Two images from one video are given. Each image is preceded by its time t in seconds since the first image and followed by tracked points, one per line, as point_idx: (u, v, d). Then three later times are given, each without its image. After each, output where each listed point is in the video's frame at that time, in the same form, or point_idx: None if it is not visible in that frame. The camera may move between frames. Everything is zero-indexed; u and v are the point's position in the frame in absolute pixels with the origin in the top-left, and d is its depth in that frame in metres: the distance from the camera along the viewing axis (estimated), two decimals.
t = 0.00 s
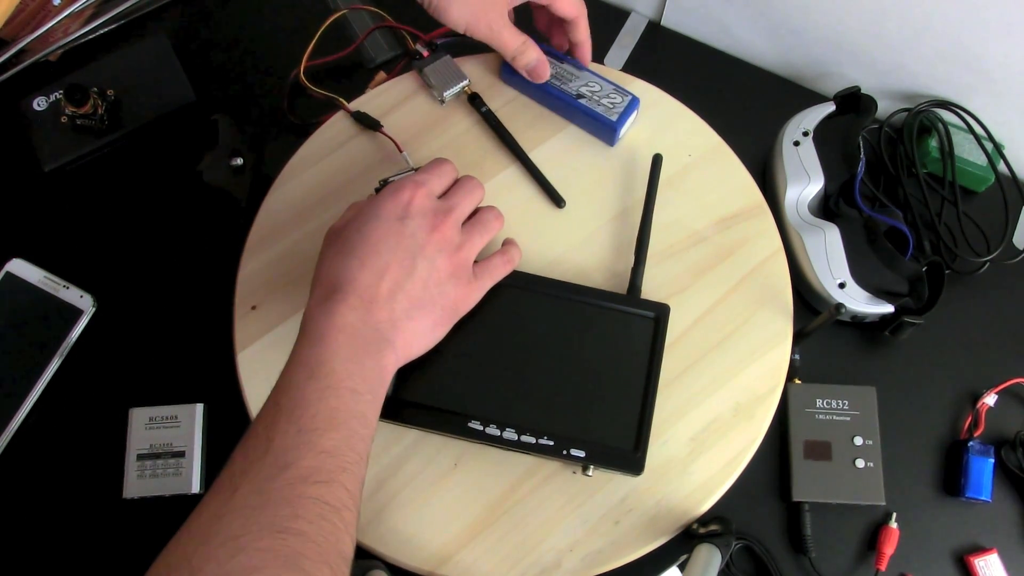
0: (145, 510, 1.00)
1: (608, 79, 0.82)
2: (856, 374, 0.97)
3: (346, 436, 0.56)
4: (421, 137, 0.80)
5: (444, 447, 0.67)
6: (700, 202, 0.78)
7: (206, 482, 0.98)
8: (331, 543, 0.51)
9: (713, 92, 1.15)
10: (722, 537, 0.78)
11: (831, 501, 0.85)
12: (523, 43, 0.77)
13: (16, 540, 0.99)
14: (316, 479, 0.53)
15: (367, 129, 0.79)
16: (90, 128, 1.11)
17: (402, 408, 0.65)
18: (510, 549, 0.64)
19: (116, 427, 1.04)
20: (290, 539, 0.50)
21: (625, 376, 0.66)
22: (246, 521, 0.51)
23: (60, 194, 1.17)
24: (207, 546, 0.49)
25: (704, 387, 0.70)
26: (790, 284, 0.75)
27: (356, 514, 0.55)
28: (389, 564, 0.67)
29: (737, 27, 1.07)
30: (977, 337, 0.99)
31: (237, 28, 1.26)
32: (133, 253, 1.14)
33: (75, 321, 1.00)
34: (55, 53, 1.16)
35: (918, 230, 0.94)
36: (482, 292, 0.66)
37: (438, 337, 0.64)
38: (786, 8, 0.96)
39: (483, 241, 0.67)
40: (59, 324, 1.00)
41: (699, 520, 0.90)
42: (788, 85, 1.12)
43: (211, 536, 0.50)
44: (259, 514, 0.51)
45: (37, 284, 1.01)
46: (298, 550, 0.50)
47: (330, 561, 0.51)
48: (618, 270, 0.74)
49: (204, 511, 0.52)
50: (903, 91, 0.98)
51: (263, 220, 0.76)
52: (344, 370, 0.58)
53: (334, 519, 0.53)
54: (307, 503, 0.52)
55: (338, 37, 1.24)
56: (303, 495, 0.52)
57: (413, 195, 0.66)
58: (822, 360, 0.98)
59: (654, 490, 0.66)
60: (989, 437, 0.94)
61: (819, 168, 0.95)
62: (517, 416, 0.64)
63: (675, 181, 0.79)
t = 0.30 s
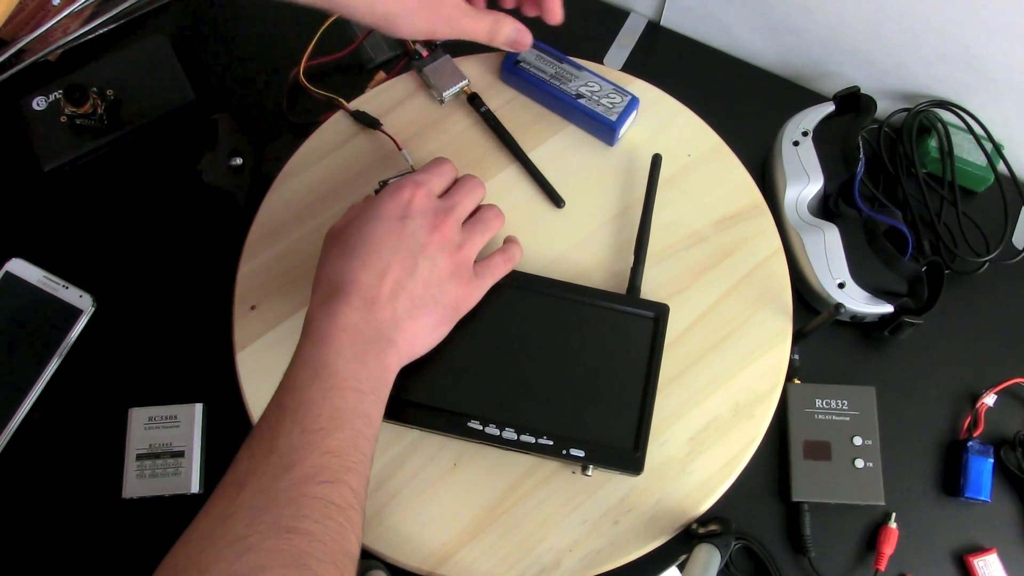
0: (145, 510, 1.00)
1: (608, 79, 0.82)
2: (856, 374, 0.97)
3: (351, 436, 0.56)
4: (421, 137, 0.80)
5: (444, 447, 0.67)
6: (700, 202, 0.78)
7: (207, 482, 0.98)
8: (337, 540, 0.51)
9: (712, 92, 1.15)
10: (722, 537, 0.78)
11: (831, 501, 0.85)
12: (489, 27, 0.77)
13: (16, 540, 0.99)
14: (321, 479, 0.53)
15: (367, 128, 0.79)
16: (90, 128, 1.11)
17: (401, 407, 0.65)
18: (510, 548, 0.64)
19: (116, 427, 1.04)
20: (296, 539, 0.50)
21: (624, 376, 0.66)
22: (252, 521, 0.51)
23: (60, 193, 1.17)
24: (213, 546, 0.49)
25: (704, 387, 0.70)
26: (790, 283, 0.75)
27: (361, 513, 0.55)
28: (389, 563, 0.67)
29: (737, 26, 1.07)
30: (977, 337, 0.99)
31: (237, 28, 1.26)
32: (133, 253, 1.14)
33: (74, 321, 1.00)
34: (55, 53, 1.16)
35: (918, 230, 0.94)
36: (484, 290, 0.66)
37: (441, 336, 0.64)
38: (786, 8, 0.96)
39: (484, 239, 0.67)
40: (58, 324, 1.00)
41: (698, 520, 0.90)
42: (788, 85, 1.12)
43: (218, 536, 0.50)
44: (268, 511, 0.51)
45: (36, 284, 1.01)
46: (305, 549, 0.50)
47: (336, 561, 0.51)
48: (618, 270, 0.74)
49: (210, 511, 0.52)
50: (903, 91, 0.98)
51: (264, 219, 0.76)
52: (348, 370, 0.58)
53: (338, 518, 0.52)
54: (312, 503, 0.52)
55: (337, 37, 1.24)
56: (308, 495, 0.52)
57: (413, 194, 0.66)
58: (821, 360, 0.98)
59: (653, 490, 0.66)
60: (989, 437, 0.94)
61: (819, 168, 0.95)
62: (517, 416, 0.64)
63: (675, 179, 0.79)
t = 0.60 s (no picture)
0: (145, 510, 1.00)
1: (608, 80, 0.82)
2: (855, 374, 0.97)
3: (363, 439, 0.56)
4: (421, 138, 0.80)
5: (444, 448, 0.67)
6: (700, 203, 0.78)
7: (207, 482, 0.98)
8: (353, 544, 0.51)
9: (712, 92, 1.15)
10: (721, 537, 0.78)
11: (831, 500, 0.85)
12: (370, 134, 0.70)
13: (15, 540, 0.99)
14: (334, 483, 0.53)
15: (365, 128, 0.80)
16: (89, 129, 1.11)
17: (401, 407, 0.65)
18: (511, 548, 0.64)
19: (116, 426, 1.04)
20: (310, 544, 0.50)
21: (624, 376, 0.66)
22: (267, 526, 0.50)
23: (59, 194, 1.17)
24: (226, 550, 0.49)
25: (704, 387, 0.70)
26: (790, 283, 0.75)
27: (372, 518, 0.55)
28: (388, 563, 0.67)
29: (736, 27, 1.07)
30: (977, 337, 0.99)
31: (236, 29, 1.26)
32: (132, 252, 1.14)
33: (75, 321, 1.00)
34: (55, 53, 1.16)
35: (918, 230, 0.93)
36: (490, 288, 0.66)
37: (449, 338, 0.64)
38: (786, 8, 0.96)
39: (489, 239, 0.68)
40: (58, 323, 1.00)
41: (698, 520, 0.90)
42: (788, 85, 1.12)
43: (234, 541, 0.50)
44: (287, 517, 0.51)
45: (36, 284, 1.01)
46: (320, 553, 0.50)
47: (349, 564, 0.51)
48: (618, 270, 0.74)
49: (221, 516, 0.51)
50: (903, 91, 0.98)
51: (264, 219, 0.76)
52: (357, 372, 0.58)
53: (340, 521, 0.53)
54: (326, 506, 0.52)
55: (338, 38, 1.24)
56: (319, 498, 0.52)
57: (416, 197, 0.67)
58: (821, 360, 0.98)
59: (653, 490, 0.66)
60: (989, 437, 0.94)
61: (819, 168, 0.95)
62: (517, 416, 0.64)
63: (675, 179, 0.79)
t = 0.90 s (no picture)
0: (145, 510, 1.00)
1: (608, 79, 0.82)
2: (855, 374, 0.97)
3: (353, 441, 0.56)
4: (421, 138, 0.80)
5: (444, 448, 0.67)
6: (699, 204, 0.78)
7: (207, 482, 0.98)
8: (345, 547, 0.52)
9: (713, 92, 1.15)
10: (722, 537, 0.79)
11: (831, 500, 0.85)
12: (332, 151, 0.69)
13: (16, 540, 0.99)
14: (327, 485, 0.53)
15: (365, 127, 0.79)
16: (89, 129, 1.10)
17: (398, 405, 0.65)
18: (511, 549, 0.64)
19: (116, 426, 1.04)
20: (304, 549, 0.50)
21: (624, 376, 0.66)
22: (259, 532, 0.51)
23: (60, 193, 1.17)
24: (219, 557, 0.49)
25: (704, 387, 0.70)
26: (790, 283, 0.75)
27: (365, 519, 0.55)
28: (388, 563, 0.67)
29: (737, 27, 1.07)
30: (977, 337, 0.99)
31: (236, 28, 1.26)
32: (132, 252, 1.14)
33: (75, 321, 1.00)
34: (55, 53, 1.16)
35: (918, 230, 0.93)
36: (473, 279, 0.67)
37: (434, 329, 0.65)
38: (787, 8, 0.96)
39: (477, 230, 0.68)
40: (59, 324, 1.00)
41: (698, 520, 0.90)
42: (788, 85, 1.12)
43: (227, 547, 0.50)
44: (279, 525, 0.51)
45: (36, 284, 1.01)
46: (314, 559, 0.50)
47: (345, 565, 0.51)
48: (618, 270, 0.74)
49: (215, 520, 0.52)
50: (903, 91, 0.98)
51: (265, 218, 0.76)
52: (348, 372, 0.57)
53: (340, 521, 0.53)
54: (319, 510, 0.52)
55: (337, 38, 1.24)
56: (313, 502, 0.52)
57: (402, 191, 0.65)
58: (821, 360, 0.98)
59: (653, 490, 0.66)
60: (989, 437, 0.94)
61: (818, 168, 0.95)
62: (517, 416, 0.64)
63: (675, 179, 0.79)
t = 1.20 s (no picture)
0: (145, 510, 1.00)
1: (608, 80, 0.82)
2: (855, 375, 0.97)
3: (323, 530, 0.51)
4: (422, 138, 0.80)
5: (445, 448, 0.67)
6: (699, 204, 0.78)
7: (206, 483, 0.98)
8: None
9: (713, 92, 1.15)
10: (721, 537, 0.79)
11: (831, 500, 0.85)
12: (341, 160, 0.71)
13: (16, 540, 0.99)
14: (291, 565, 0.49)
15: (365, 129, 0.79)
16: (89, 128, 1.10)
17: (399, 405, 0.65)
18: (511, 549, 0.64)
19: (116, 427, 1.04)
20: None
21: (624, 375, 0.66)
22: None
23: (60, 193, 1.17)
24: None
25: (704, 387, 0.70)
26: (790, 283, 0.75)
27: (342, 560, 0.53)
28: (388, 563, 0.67)
29: (737, 27, 1.07)
30: (977, 337, 0.99)
31: (236, 28, 1.26)
32: (132, 252, 1.14)
33: (75, 321, 1.00)
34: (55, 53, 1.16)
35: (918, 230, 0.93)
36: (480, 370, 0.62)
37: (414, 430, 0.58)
38: (787, 8, 0.96)
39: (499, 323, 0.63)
40: (59, 324, 1.00)
41: (698, 520, 0.90)
42: (788, 85, 1.12)
43: None
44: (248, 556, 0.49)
45: (36, 284, 1.01)
46: None
47: None
48: (619, 270, 0.74)
49: None
50: (903, 91, 0.98)
51: (265, 219, 0.76)
52: (318, 480, 0.51)
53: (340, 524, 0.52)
54: None
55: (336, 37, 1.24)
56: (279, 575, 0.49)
57: (427, 285, 0.56)
58: (821, 359, 0.98)
59: (653, 490, 0.66)
60: (989, 437, 0.94)
61: (818, 168, 0.95)
62: (517, 416, 0.65)
63: (675, 179, 0.79)
